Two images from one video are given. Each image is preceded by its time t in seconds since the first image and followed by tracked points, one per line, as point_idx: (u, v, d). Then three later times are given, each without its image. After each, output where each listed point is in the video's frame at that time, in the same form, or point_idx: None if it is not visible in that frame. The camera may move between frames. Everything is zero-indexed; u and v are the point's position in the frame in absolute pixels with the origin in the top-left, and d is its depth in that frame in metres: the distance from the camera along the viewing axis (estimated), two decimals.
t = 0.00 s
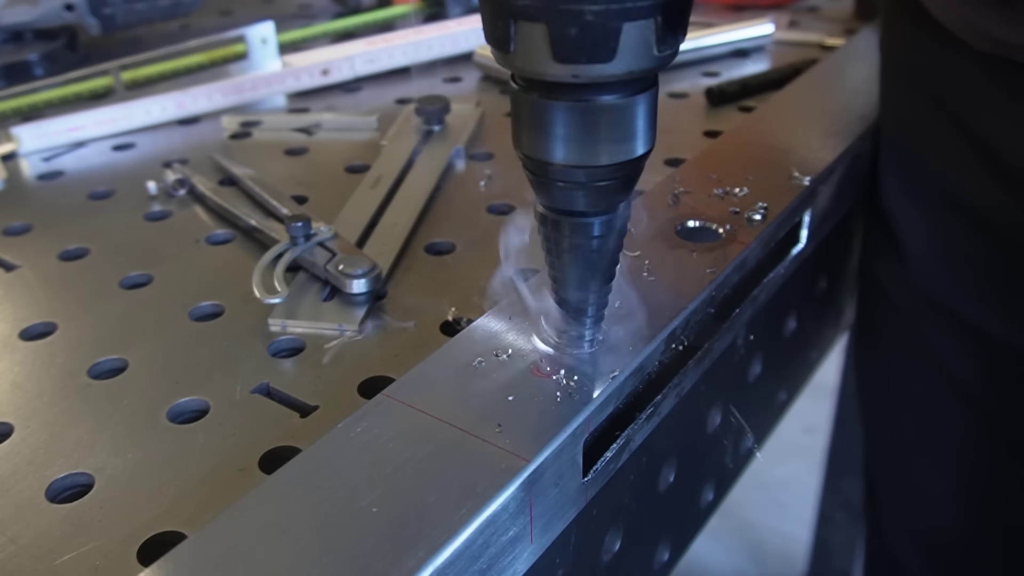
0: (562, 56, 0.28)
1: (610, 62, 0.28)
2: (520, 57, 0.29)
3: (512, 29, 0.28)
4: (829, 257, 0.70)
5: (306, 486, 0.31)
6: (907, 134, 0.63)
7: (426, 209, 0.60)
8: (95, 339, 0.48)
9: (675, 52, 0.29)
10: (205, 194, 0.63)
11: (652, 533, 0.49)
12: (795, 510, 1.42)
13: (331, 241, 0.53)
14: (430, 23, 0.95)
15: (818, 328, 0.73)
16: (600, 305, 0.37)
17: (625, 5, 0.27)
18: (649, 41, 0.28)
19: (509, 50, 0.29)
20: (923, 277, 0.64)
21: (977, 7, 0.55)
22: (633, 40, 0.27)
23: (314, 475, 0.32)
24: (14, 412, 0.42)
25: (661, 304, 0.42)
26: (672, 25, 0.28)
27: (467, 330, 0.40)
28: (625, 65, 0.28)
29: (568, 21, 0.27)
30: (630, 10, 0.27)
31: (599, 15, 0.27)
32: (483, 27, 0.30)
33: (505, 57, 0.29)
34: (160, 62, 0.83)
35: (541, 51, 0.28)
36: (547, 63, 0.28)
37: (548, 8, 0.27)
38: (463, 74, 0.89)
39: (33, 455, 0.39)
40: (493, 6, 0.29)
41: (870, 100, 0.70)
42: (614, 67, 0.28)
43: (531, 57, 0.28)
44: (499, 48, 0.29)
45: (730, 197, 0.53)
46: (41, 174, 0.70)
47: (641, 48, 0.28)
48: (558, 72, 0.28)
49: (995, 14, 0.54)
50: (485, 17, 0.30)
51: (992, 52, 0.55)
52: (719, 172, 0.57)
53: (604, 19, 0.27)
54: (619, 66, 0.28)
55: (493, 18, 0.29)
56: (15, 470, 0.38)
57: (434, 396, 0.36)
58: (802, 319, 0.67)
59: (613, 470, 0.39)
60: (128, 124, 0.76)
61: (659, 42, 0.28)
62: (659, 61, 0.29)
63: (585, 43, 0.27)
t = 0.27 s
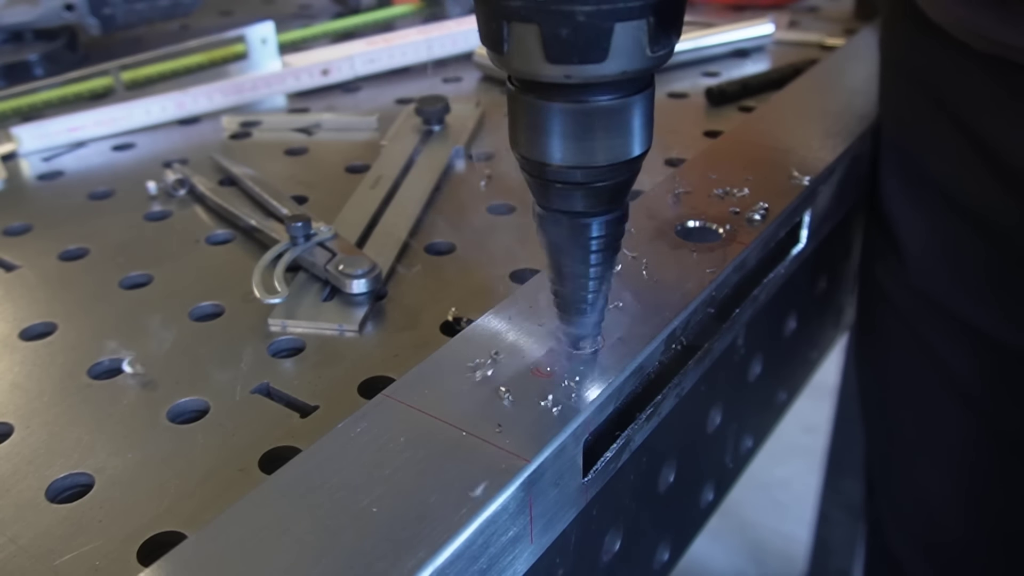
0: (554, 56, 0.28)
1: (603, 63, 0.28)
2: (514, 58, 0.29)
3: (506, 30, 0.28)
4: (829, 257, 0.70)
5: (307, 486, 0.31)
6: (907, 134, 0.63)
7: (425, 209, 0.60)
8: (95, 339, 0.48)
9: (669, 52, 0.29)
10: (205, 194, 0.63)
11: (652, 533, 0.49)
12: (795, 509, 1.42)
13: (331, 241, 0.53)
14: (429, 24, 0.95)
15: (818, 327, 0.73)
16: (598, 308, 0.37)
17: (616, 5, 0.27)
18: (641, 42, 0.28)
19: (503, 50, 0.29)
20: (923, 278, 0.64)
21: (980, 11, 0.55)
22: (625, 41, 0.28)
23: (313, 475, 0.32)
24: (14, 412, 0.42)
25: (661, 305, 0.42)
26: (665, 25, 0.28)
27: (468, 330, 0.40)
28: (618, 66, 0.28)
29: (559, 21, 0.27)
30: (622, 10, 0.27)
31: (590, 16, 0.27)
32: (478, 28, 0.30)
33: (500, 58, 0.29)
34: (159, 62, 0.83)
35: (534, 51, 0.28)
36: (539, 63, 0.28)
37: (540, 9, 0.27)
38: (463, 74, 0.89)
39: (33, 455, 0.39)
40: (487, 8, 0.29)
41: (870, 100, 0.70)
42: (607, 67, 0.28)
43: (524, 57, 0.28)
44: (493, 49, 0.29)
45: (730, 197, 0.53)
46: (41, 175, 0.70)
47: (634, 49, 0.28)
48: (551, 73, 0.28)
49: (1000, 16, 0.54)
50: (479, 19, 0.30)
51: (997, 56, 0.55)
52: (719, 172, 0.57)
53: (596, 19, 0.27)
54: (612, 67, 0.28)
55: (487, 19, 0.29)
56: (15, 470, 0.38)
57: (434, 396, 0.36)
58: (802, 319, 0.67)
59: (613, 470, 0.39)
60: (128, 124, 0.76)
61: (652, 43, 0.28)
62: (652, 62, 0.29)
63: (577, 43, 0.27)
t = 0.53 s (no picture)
0: (559, 59, 0.28)
1: (607, 66, 0.28)
2: (518, 61, 0.29)
3: (510, 33, 0.29)
4: (829, 257, 0.70)
5: (307, 486, 0.31)
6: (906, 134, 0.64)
7: (425, 209, 0.60)
8: (95, 339, 0.48)
9: (671, 54, 0.30)
10: (205, 194, 0.63)
11: (652, 533, 0.49)
12: (795, 509, 1.42)
13: (331, 241, 0.53)
14: (429, 24, 0.95)
15: (818, 327, 0.73)
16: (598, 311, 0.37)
17: (622, 8, 0.27)
18: (645, 44, 0.28)
19: (506, 53, 0.29)
20: (922, 278, 0.64)
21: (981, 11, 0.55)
22: (630, 42, 0.28)
23: (313, 475, 0.32)
24: (14, 413, 0.42)
25: (661, 305, 0.42)
26: (669, 27, 0.29)
27: (468, 331, 0.40)
28: (621, 68, 0.28)
29: (564, 24, 0.27)
30: (627, 12, 0.27)
31: (596, 19, 0.27)
32: (481, 32, 0.31)
33: (503, 61, 0.30)
34: (160, 62, 0.83)
35: (538, 54, 0.28)
36: (544, 66, 0.28)
37: (546, 12, 0.27)
38: (463, 74, 0.89)
39: (33, 455, 0.39)
40: (491, 11, 0.29)
41: (870, 100, 0.70)
42: (611, 70, 0.28)
43: (529, 60, 0.29)
44: (496, 52, 0.30)
45: (730, 197, 0.53)
46: (41, 174, 0.70)
47: (638, 51, 0.28)
48: (556, 75, 0.29)
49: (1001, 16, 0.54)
50: (482, 22, 0.30)
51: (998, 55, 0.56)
52: (719, 171, 0.57)
53: (602, 22, 0.27)
54: (617, 68, 0.28)
55: (491, 23, 0.29)
56: (15, 470, 0.38)
57: (434, 396, 0.36)
58: (802, 320, 0.67)
59: (613, 470, 0.39)
60: (128, 124, 0.76)
61: (656, 44, 0.29)
62: (655, 63, 0.29)
63: (582, 46, 0.28)
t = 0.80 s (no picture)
0: (574, 81, 0.29)
1: (620, 87, 0.29)
2: (531, 83, 0.29)
3: (521, 54, 0.29)
4: (828, 257, 0.70)
5: (307, 486, 0.31)
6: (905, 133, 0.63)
7: (425, 208, 0.60)
8: (95, 339, 0.48)
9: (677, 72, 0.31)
10: (204, 194, 0.63)
11: (652, 533, 0.49)
12: (795, 509, 1.42)
13: (331, 241, 0.53)
14: (430, 24, 0.95)
15: (818, 328, 0.73)
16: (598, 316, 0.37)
17: (637, 31, 0.28)
18: (657, 64, 0.29)
19: (518, 74, 0.30)
20: (922, 279, 0.64)
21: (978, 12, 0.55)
22: (643, 64, 0.29)
23: (313, 475, 0.32)
24: (14, 412, 0.42)
25: (661, 304, 0.42)
26: (678, 47, 0.30)
27: (468, 330, 0.40)
28: (633, 89, 0.29)
29: (580, 47, 0.28)
30: (642, 35, 0.28)
31: (611, 42, 0.28)
32: (489, 50, 0.31)
33: (514, 80, 0.30)
34: (159, 62, 0.83)
35: (552, 76, 0.29)
36: (558, 88, 0.29)
37: (562, 34, 0.28)
38: (463, 74, 0.89)
39: (33, 455, 0.39)
40: (503, 31, 0.29)
41: (870, 100, 0.70)
42: (624, 92, 0.29)
43: (543, 81, 0.29)
44: (507, 72, 0.30)
45: (730, 197, 0.53)
46: (40, 174, 0.70)
47: (649, 72, 0.29)
48: (570, 97, 0.29)
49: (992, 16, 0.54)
50: (491, 41, 0.30)
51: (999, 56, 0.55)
52: (719, 172, 0.57)
53: (617, 45, 0.28)
54: (629, 90, 0.29)
55: (502, 43, 0.30)
56: (15, 470, 0.38)
57: (433, 397, 0.36)
58: (802, 319, 0.67)
59: (613, 470, 0.39)
60: (128, 124, 0.76)
61: (666, 64, 0.29)
62: (665, 82, 0.30)
63: (598, 69, 0.28)
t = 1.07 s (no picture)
0: (554, 76, 0.29)
1: (603, 83, 0.29)
2: (516, 77, 0.30)
3: (506, 49, 0.29)
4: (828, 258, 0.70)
5: (307, 485, 0.31)
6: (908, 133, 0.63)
7: (425, 208, 0.60)
8: (95, 339, 0.48)
9: (667, 70, 0.31)
10: (205, 194, 0.63)
11: (652, 532, 0.49)
12: (795, 510, 1.42)
13: (331, 241, 0.53)
14: (430, 24, 0.95)
15: (818, 328, 0.73)
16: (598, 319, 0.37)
17: (615, 26, 0.28)
18: (640, 61, 0.29)
19: (503, 69, 0.30)
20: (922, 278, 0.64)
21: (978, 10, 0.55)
22: (624, 60, 0.29)
23: (312, 475, 0.32)
24: (14, 412, 0.42)
25: (661, 304, 0.42)
26: (663, 45, 0.29)
27: (468, 330, 0.40)
28: (618, 84, 0.29)
29: (559, 41, 0.28)
30: (621, 31, 0.28)
31: (590, 37, 0.28)
32: (479, 46, 0.31)
33: (502, 76, 0.30)
34: (159, 62, 0.83)
35: (534, 70, 0.29)
36: (539, 82, 0.29)
37: (539, 28, 0.28)
38: (463, 74, 0.89)
39: (33, 455, 0.39)
40: (488, 26, 0.30)
41: (870, 100, 0.70)
42: (607, 87, 0.29)
43: (526, 76, 0.29)
44: (493, 67, 0.30)
45: (730, 197, 0.53)
46: (40, 174, 0.70)
47: (633, 69, 0.29)
48: (552, 92, 0.29)
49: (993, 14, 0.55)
50: (479, 37, 0.31)
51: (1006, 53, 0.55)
52: (719, 171, 0.57)
53: (595, 40, 0.28)
54: (612, 86, 0.29)
55: (488, 38, 0.30)
56: (15, 469, 0.38)
57: (433, 396, 0.36)
58: (802, 320, 0.67)
59: (613, 470, 0.39)
60: (128, 124, 0.76)
61: (650, 62, 0.29)
62: (652, 79, 0.30)
63: (576, 63, 0.28)
